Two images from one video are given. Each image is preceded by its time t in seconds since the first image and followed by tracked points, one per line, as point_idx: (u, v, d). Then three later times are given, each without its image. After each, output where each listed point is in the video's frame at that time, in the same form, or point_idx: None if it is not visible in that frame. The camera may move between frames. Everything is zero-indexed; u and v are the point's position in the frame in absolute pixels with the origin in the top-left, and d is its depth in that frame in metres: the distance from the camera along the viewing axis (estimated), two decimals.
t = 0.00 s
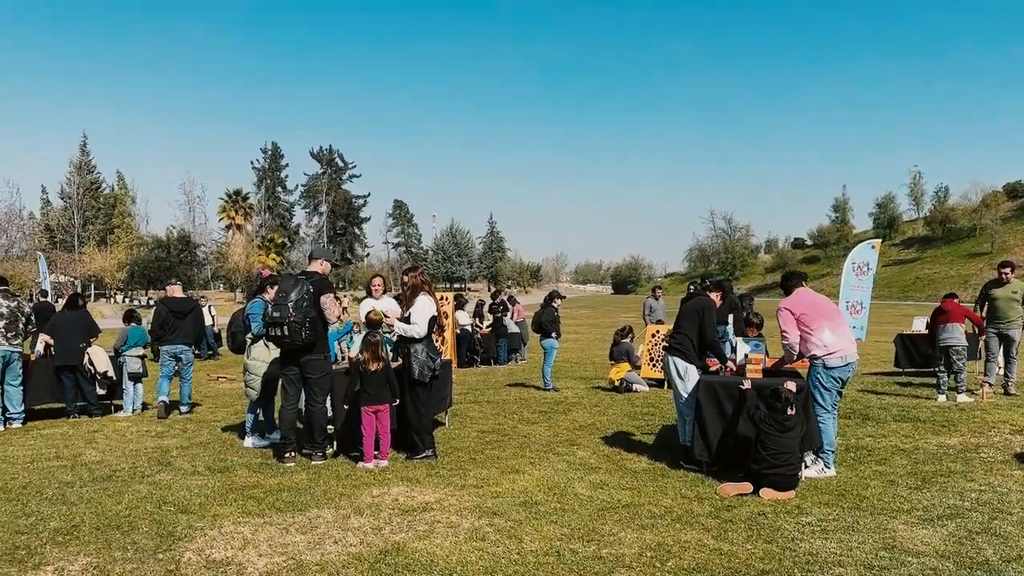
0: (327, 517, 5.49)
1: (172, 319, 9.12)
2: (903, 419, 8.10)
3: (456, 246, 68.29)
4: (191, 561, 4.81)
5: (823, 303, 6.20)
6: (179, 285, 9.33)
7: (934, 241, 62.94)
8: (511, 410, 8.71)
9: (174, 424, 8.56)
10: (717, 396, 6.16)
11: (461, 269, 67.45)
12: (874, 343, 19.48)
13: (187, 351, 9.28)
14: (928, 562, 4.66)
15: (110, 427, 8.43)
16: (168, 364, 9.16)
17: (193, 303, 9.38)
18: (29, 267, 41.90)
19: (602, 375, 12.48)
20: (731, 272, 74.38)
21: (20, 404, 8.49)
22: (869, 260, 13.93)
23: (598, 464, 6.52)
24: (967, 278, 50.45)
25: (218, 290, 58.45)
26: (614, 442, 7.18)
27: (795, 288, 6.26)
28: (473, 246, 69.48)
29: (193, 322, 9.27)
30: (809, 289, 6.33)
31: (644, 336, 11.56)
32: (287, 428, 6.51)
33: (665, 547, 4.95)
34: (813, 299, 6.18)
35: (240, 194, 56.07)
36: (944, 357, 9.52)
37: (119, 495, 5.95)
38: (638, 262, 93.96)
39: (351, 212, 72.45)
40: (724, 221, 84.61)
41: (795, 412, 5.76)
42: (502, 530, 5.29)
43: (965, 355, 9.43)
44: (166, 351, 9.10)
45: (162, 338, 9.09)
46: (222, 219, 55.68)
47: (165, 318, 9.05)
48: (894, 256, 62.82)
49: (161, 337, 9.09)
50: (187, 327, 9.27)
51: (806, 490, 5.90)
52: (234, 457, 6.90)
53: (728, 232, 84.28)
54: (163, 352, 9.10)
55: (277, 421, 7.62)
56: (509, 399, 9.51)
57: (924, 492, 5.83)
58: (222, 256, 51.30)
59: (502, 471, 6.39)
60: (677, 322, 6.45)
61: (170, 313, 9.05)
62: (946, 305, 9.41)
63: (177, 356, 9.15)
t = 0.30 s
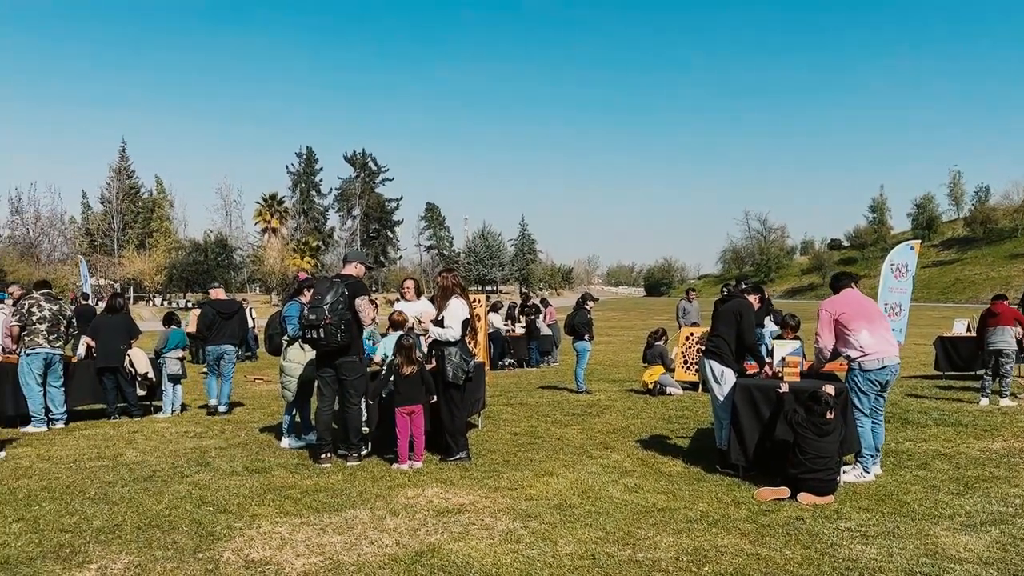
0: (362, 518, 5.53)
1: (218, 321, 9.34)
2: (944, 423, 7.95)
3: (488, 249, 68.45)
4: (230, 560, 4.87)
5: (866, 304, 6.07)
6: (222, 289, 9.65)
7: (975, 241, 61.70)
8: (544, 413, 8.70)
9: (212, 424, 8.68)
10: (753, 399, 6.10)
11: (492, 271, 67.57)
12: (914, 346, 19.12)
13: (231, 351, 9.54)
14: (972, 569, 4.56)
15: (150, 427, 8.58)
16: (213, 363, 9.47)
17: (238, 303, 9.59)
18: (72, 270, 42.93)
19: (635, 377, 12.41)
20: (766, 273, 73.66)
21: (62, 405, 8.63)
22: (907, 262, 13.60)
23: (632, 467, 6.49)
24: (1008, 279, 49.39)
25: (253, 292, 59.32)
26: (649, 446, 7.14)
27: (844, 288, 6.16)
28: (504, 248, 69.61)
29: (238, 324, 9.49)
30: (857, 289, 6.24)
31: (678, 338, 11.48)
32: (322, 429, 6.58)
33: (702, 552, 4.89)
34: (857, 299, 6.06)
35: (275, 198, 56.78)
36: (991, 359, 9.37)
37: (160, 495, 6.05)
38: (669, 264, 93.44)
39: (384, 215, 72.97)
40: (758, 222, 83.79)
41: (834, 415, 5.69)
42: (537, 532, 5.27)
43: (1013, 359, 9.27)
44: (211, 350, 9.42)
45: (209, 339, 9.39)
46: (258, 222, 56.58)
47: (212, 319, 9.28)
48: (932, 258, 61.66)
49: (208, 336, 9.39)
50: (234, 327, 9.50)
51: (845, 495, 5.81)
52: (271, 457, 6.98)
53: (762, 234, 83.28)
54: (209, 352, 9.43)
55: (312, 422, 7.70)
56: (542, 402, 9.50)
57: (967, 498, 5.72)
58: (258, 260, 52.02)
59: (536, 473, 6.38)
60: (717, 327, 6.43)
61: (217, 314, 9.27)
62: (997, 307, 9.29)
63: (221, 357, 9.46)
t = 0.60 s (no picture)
0: (396, 519, 5.56)
1: (256, 326, 9.59)
2: (984, 428, 7.79)
3: (518, 251, 68.52)
4: (266, 560, 4.93)
5: (906, 305, 5.99)
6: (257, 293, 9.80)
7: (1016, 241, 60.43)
8: (576, 415, 8.68)
9: (247, 425, 8.79)
10: (789, 403, 6.03)
11: (522, 273, 67.64)
12: (954, 349, 18.73)
13: (269, 355, 9.67)
14: None
15: (187, 428, 8.71)
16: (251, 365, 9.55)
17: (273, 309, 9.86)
18: (110, 273, 43.82)
19: (667, 380, 12.34)
20: (799, 275, 72.91)
21: (101, 406, 8.82)
22: (945, 263, 13.30)
23: (665, 471, 6.45)
24: None
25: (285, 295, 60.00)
26: (681, 449, 7.10)
27: (885, 288, 6.05)
28: (534, 251, 69.66)
29: (275, 327, 9.73)
30: (897, 288, 6.15)
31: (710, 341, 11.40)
32: (356, 430, 6.66)
33: (737, 557, 4.83)
34: (899, 299, 5.97)
35: (307, 202, 57.35)
36: None
37: (196, 495, 6.14)
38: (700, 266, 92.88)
39: (415, 218, 73.33)
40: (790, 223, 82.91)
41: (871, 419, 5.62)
42: (569, 535, 5.24)
43: None
44: (250, 354, 9.53)
45: (247, 343, 9.56)
46: (290, 225, 57.22)
47: (250, 324, 9.53)
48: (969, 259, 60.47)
49: (246, 341, 9.56)
50: (271, 331, 9.72)
51: (883, 500, 5.73)
52: (305, 458, 7.05)
53: (795, 235, 82.35)
54: (246, 356, 9.57)
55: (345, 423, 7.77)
56: (573, 404, 9.49)
57: (1009, 504, 5.59)
58: (291, 263, 52.65)
59: (568, 476, 6.37)
60: (752, 328, 6.38)
61: (255, 319, 9.53)
62: None
63: (259, 359, 9.56)
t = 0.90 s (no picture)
0: (428, 520, 5.59)
1: (289, 327, 9.69)
2: None
3: (545, 253, 68.49)
4: (299, 560, 4.98)
5: (943, 306, 5.93)
6: (289, 294, 9.91)
7: None
8: (606, 418, 8.67)
9: (279, 426, 8.90)
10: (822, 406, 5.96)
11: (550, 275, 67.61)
12: (994, 353, 18.37)
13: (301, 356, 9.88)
14: None
15: (220, 429, 8.84)
16: (285, 365, 9.84)
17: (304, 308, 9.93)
18: (144, 275, 44.64)
19: (699, 382, 12.26)
20: (832, 277, 72.00)
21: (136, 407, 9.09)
22: (983, 265, 13.02)
23: (697, 474, 6.42)
24: None
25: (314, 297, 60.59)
26: (713, 452, 7.06)
27: (921, 289, 6.00)
28: (562, 253, 69.59)
29: (306, 329, 9.82)
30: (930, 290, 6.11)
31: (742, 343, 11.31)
32: (387, 432, 6.72)
33: (771, 561, 4.79)
34: (936, 300, 5.91)
35: (338, 205, 57.85)
36: None
37: (231, 494, 6.23)
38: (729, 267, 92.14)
39: (444, 220, 73.63)
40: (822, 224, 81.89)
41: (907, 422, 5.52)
42: (600, 538, 5.22)
43: None
44: (283, 354, 9.78)
45: (280, 344, 9.70)
46: (321, 228, 57.76)
47: (284, 325, 9.64)
48: (1006, 260, 59.26)
49: (279, 342, 9.70)
50: (303, 333, 9.83)
51: (919, 505, 5.64)
52: (337, 459, 7.12)
53: (827, 236, 81.35)
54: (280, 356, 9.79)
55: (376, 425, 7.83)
56: (603, 407, 9.48)
57: None
58: (322, 265, 53.15)
59: (598, 478, 6.36)
60: (786, 329, 6.33)
61: (289, 321, 9.65)
62: None
63: (293, 359, 9.83)
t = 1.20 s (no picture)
0: (457, 521, 5.61)
1: (320, 327, 9.88)
2: None
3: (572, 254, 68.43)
4: (331, 559, 5.02)
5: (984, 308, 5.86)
6: (317, 294, 10.07)
7: None
8: (635, 419, 8.65)
9: (310, 426, 8.98)
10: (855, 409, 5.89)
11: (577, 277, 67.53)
12: None
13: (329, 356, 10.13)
14: None
15: (252, 429, 8.95)
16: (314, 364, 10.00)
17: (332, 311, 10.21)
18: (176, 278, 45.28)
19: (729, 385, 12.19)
20: (863, 278, 71.16)
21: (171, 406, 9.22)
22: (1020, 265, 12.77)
23: (727, 477, 6.38)
24: None
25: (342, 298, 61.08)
26: (743, 456, 7.01)
27: (954, 288, 5.91)
28: (589, 254, 69.51)
29: (334, 330, 10.13)
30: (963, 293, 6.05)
31: (773, 346, 11.22)
32: (416, 433, 6.75)
33: (804, 565, 4.74)
34: (978, 301, 5.83)
35: (366, 207, 58.24)
36: None
37: (263, 494, 6.29)
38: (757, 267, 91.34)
39: (471, 222, 73.87)
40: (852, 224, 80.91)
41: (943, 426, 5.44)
42: (630, 541, 5.20)
43: None
44: (315, 353, 9.91)
45: (312, 344, 9.88)
46: (350, 230, 58.22)
47: (316, 325, 9.82)
48: None
49: (310, 341, 9.90)
50: (331, 333, 10.12)
51: (955, 510, 5.56)
52: (367, 459, 7.18)
53: (857, 236, 80.37)
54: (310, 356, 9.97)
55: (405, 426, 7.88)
56: (632, 409, 9.45)
57: None
58: (350, 268, 53.59)
59: (628, 481, 6.34)
60: (824, 330, 6.27)
61: (318, 320, 9.81)
62: None
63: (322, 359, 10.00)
